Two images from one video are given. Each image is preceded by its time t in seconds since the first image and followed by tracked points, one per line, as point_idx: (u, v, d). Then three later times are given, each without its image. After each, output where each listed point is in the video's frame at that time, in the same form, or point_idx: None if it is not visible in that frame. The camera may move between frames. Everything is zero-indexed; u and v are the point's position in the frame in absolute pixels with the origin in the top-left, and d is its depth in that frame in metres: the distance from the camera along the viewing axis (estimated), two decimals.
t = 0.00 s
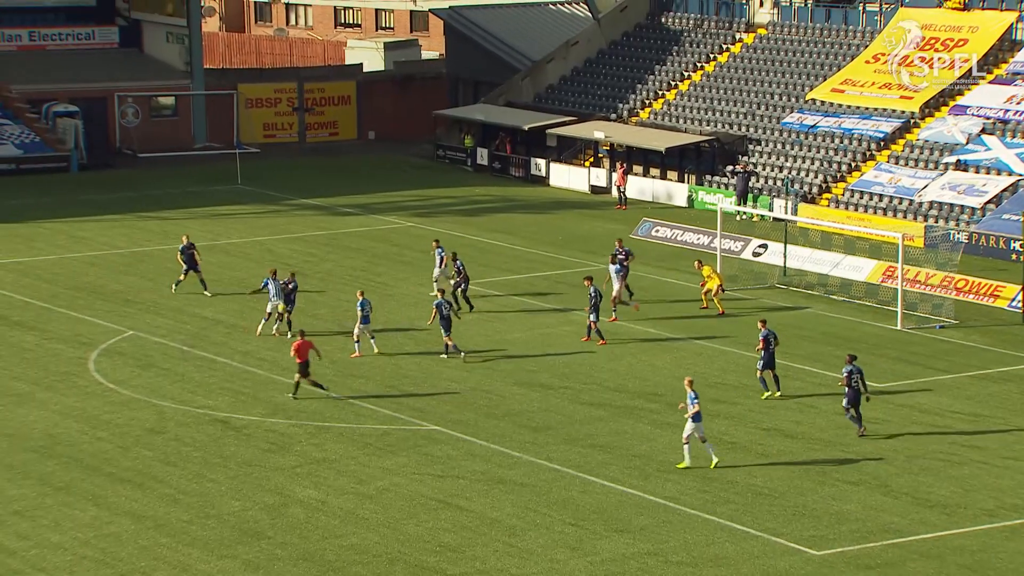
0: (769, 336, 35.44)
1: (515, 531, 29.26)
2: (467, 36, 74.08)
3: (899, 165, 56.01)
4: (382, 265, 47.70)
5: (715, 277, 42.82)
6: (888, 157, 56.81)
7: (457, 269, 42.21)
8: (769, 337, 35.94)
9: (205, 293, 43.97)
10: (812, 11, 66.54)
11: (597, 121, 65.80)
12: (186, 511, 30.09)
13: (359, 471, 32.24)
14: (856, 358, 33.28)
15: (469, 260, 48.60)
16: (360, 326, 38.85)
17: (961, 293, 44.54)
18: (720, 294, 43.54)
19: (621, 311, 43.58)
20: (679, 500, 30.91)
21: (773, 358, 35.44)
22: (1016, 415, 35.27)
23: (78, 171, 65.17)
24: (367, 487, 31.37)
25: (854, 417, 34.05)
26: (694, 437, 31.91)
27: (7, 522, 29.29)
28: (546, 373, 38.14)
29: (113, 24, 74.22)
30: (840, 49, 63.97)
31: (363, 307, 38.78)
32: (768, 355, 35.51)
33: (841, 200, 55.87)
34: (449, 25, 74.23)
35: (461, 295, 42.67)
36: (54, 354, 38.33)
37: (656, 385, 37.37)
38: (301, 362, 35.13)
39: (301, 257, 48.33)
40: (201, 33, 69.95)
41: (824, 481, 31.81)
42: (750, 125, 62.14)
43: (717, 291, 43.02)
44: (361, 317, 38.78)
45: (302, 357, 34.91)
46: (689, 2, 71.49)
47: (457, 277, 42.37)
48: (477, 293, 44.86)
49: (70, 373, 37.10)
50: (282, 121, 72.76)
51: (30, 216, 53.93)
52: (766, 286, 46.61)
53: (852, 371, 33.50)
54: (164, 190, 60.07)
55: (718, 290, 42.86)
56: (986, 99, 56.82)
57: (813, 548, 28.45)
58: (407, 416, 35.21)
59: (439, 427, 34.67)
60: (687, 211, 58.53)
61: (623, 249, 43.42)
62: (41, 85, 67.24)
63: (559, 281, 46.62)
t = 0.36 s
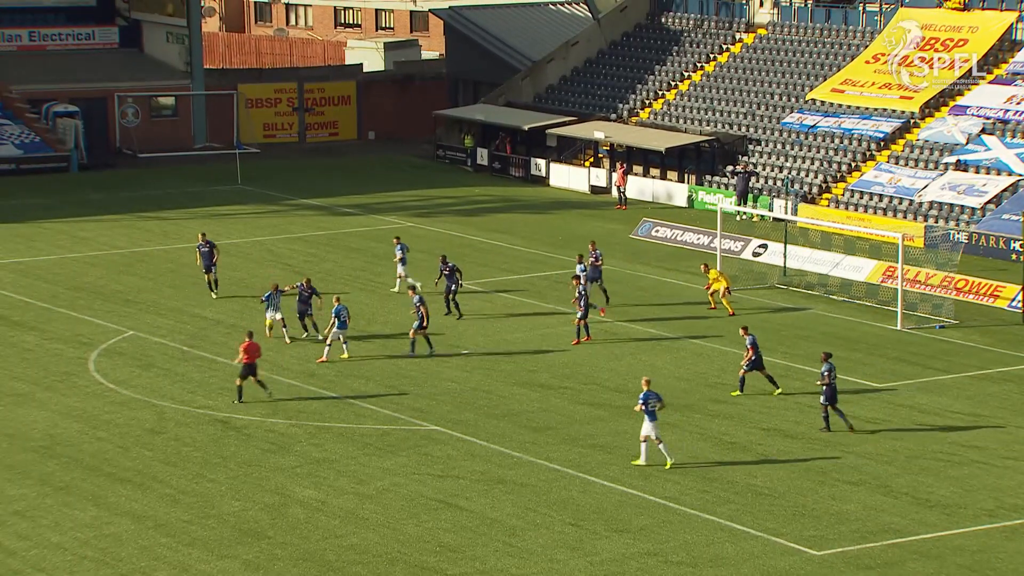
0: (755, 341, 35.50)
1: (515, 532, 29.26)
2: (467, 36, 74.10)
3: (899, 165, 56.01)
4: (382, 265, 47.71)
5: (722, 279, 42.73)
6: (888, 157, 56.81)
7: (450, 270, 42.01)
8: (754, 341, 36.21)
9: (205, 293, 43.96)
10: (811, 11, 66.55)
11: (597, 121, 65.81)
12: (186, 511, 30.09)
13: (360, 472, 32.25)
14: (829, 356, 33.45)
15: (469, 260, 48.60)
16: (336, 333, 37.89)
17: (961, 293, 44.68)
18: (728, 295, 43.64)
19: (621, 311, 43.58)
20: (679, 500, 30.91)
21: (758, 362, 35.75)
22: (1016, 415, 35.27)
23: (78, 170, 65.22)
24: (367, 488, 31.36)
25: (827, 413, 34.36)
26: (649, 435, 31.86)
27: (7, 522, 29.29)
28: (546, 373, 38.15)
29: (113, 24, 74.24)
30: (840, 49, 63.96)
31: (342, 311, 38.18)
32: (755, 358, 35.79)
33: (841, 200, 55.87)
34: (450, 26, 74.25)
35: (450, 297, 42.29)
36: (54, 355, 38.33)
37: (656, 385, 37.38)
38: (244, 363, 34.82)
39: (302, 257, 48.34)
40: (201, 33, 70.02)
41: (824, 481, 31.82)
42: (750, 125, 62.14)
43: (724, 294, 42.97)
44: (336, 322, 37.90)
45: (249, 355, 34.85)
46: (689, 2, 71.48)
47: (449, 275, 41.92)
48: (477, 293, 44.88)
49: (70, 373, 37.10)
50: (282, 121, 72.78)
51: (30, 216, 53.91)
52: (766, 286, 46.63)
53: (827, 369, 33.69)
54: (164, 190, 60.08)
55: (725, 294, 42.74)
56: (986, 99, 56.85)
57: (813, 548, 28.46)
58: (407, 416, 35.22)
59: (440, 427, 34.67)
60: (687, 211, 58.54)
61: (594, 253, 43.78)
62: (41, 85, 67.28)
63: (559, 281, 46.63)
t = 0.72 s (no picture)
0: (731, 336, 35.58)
1: (516, 531, 29.26)
2: (469, 35, 74.13)
3: (900, 164, 56.00)
4: (383, 264, 47.70)
5: (730, 279, 42.85)
6: (889, 157, 56.79)
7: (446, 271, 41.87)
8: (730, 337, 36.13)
9: (206, 293, 43.98)
10: (813, 11, 66.53)
11: (598, 121, 65.78)
12: (188, 510, 30.09)
13: (361, 471, 32.24)
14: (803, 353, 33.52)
15: (470, 260, 48.58)
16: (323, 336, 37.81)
17: (962, 292, 44.73)
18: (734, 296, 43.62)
19: (621, 310, 43.60)
20: (680, 500, 30.90)
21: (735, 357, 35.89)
22: (1016, 415, 35.27)
23: (79, 170, 65.34)
24: (368, 487, 31.35)
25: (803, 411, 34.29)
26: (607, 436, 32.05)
27: (8, 522, 29.29)
28: (546, 373, 38.14)
29: (114, 24, 74.25)
30: (842, 49, 63.93)
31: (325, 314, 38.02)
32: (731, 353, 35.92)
33: (842, 199, 55.85)
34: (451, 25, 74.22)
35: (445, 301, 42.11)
36: (55, 355, 38.33)
37: (657, 385, 37.38)
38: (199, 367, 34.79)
39: (303, 257, 48.35)
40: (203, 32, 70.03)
41: (825, 481, 31.82)
42: (751, 125, 62.11)
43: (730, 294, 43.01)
44: (323, 325, 37.92)
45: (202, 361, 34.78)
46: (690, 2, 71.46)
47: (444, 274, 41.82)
48: (478, 293, 44.89)
49: (71, 373, 37.11)
50: (284, 121, 72.79)
51: (31, 216, 53.89)
52: (767, 285, 46.62)
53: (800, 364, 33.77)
54: (166, 190, 60.06)
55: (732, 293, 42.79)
56: (987, 98, 56.90)
57: (815, 548, 28.46)
58: (408, 416, 35.20)
59: (440, 427, 34.66)
60: (688, 211, 58.52)
61: (573, 253, 42.69)
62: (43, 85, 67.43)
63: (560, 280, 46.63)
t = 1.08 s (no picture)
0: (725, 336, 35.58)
1: (541, 529, 29.24)
2: (494, 33, 74.19)
3: (926, 163, 55.78)
4: (408, 262, 47.77)
5: (756, 274, 42.55)
6: (916, 155, 56.59)
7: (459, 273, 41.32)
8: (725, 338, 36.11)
9: (232, 291, 44.12)
10: (838, 9, 66.34)
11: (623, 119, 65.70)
12: (214, 507, 30.18)
13: (386, 469, 32.26)
14: (794, 354, 33.37)
15: (495, 259, 48.58)
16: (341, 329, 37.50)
17: (989, 291, 44.40)
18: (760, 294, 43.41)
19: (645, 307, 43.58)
20: (705, 499, 30.83)
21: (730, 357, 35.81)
22: None
23: (106, 168, 65.77)
24: (393, 485, 31.39)
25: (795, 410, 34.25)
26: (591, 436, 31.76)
27: (34, 518, 29.43)
28: (570, 371, 38.13)
29: (141, 23, 74.60)
30: (868, 47, 63.72)
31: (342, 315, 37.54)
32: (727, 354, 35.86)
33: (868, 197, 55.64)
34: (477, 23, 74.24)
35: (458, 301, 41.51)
36: (82, 352, 38.49)
37: (682, 383, 37.33)
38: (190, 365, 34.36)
39: (328, 255, 48.47)
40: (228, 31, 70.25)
41: (850, 480, 31.72)
42: (777, 123, 61.92)
43: (755, 290, 42.82)
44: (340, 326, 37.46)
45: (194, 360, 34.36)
46: None
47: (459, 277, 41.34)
48: (502, 291, 44.91)
49: (98, 370, 37.27)
50: (309, 119, 72.91)
51: (58, 214, 54.14)
52: (793, 284, 46.58)
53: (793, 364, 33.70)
54: (193, 188, 60.24)
55: (758, 289, 42.65)
56: (1015, 97, 56.79)
57: (841, 548, 28.35)
58: (433, 414, 35.22)
59: (465, 425, 34.68)
60: (713, 209, 58.43)
61: (569, 257, 41.81)
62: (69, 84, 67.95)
63: (584, 279, 46.60)
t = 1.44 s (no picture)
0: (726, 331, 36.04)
1: (575, 521, 29.84)
2: (531, 34, 74.96)
3: (957, 161, 56.10)
4: (444, 258, 48.47)
5: (786, 270, 43.03)
6: (946, 153, 56.93)
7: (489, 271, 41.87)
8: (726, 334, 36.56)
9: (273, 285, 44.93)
10: (870, 9, 66.59)
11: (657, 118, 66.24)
12: (256, 498, 30.93)
13: (423, 461, 32.92)
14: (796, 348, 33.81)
15: (530, 255, 49.22)
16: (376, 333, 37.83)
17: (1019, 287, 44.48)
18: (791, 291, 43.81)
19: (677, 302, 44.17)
20: (737, 491, 31.37)
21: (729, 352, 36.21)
22: None
23: (151, 166, 66.40)
24: (430, 477, 32.05)
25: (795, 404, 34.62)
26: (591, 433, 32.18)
27: (82, 507, 30.24)
28: (604, 365, 38.74)
29: (186, 24, 75.58)
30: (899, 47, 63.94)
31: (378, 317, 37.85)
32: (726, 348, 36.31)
33: (899, 195, 56.03)
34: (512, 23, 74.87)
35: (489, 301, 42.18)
36: (127, 345, 39.34)
37: (715, 377, 37.88)
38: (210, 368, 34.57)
39: (366, 250, 49.25)
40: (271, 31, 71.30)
41: (880, 473, 32.19)
42: (809, 121, 62.27)
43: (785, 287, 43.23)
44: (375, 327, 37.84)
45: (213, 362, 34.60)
46: None
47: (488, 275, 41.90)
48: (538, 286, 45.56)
49: (143, 363, 38.11)
50: (348, 117, 73.66)
51: (102, 211, 55.09)
52: (824, 281, 47.12)
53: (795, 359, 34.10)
54: (234, 185, 61.14)
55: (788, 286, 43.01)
56: None
57: (871, 541, 28.84)
58: (469, 407, 35.88)
59: (500, 418, 35.32)
60: (745, 206, 58.90)
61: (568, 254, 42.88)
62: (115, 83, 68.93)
63: (617, 275, 47.17)
